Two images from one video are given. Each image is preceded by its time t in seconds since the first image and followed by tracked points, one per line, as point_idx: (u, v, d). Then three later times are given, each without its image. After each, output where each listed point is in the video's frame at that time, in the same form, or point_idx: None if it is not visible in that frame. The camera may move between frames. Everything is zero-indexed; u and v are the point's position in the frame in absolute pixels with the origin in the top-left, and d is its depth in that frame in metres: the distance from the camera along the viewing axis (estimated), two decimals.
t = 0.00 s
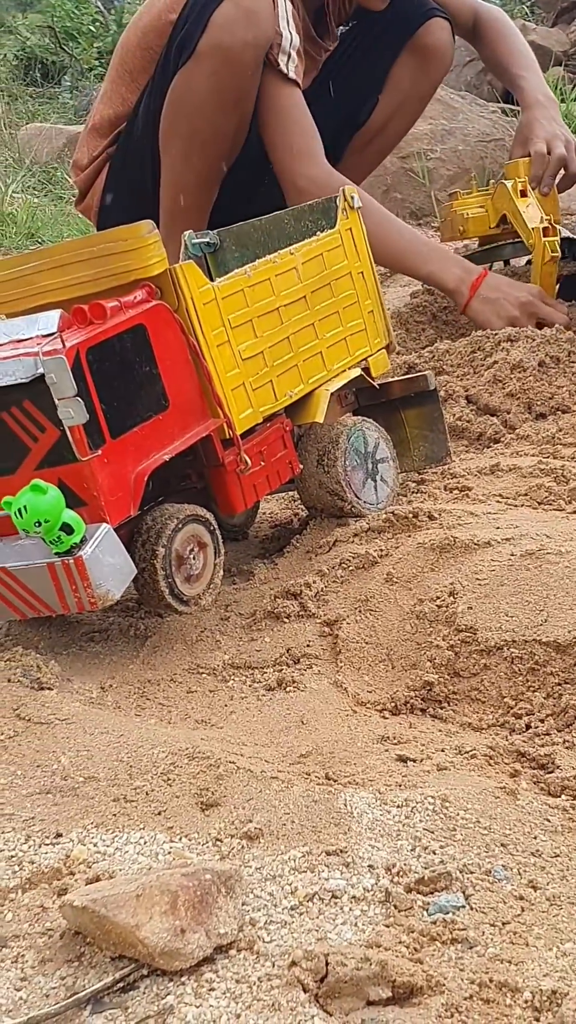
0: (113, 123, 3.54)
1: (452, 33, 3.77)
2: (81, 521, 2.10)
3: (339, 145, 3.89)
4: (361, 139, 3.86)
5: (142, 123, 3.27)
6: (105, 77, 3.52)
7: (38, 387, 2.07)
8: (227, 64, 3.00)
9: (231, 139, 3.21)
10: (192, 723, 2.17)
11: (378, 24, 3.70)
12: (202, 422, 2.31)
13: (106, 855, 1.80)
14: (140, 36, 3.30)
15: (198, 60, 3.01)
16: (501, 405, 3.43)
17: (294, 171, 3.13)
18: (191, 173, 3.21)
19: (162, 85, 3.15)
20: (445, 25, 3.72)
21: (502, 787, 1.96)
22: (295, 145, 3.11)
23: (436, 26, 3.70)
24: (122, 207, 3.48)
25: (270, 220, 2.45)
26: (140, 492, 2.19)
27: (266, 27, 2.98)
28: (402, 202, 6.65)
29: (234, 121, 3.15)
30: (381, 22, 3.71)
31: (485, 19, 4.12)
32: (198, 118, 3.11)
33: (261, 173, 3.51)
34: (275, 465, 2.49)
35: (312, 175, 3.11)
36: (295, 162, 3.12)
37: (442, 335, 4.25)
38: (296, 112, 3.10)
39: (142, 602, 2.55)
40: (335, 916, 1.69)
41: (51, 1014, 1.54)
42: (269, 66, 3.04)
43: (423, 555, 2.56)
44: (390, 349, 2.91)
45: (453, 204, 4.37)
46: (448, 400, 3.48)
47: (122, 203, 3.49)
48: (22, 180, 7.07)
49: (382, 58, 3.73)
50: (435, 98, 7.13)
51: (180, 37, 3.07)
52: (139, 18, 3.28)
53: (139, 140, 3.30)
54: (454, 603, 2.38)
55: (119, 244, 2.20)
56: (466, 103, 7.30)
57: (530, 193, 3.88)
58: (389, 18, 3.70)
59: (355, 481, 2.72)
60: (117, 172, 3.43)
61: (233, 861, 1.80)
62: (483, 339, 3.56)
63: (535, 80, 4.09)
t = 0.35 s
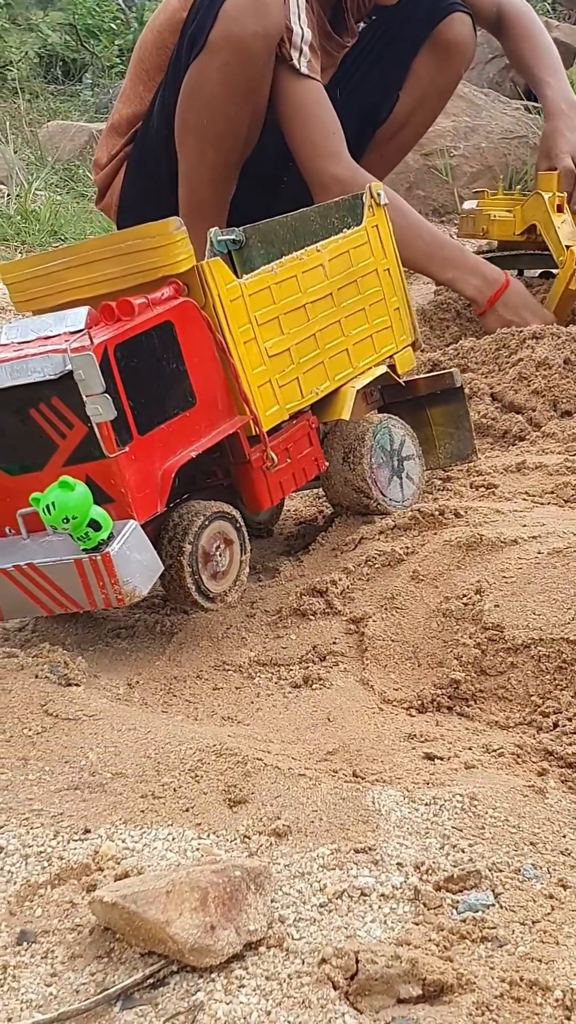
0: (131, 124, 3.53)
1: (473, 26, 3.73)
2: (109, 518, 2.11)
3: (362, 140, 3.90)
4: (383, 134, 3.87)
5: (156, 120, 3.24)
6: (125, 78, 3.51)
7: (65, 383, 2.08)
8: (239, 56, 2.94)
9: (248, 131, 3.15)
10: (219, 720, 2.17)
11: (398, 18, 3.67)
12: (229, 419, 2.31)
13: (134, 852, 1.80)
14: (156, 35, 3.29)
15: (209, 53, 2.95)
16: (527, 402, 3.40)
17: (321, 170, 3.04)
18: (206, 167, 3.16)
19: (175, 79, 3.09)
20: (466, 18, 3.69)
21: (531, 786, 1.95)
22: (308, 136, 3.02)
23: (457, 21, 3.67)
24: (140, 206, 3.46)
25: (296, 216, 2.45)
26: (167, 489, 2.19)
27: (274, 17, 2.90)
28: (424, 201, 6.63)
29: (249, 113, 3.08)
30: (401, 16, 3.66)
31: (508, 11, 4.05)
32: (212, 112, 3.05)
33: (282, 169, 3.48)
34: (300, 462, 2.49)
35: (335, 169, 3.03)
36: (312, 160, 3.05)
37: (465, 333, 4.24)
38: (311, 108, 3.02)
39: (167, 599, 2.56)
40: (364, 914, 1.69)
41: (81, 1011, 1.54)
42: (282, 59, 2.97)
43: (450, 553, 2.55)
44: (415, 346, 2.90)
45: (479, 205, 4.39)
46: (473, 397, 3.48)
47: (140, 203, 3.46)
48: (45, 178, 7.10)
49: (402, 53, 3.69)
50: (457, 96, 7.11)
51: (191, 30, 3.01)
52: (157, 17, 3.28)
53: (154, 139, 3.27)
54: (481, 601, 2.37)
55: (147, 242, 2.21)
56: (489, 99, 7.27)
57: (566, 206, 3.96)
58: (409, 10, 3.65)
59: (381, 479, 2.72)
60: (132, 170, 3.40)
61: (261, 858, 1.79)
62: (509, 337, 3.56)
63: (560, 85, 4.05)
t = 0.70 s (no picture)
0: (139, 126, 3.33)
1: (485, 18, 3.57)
2: (133, 516, 2.11)
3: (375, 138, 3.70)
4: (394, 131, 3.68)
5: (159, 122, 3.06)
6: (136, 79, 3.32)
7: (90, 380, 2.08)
8: (234, 48, 2.72)
9: (250, 123, 2.92)
10: (242, 719, 2.18)
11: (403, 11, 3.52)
12: (252, 417, 2.31)
13: (159, 849, 1.80)
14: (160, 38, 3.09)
15: (203, 46, 2.76)
16: (549, 400, 3.38)
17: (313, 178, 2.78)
18: (213, 163, 2.97)
19: (173, 75, 2.91)
20: (478, 11, 3.53)
21: (556, 786, 1.94)
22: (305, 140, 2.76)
23: (468, 14, 3.51)
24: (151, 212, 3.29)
25: (319, 216, 2.44)
26: (191, 487, 2.19)
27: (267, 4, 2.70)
28: (442, 200, 6.62)
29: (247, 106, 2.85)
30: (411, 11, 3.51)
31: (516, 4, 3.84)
32: (213, 106, 2.85)
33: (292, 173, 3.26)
34: (324, 461, 2.49)
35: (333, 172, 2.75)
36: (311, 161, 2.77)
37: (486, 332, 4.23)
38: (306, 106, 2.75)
39: (190, 598, 2.56)
40: (390, 913, 1.68)
41: (107, 1009, 1.54)
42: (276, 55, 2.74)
43: (473, 553, 2.55)
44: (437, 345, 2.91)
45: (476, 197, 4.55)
46: (495, 396, 3.48)
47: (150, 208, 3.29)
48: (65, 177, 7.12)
49: (411, 46, 3.53)
50: (475, 94, 7.08)
51: (184, 23, 2.83)
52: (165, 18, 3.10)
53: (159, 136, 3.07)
54: (504, 600, 2.36)
55: (171, 241, 2.21)
56: (508, 97, 7.25)
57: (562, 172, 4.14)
58: (417, 9, 3.51)
59: (404, 478, 2.72)
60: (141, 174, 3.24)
61: (287, 856, 1.79)
62: (532, 332, 3.63)
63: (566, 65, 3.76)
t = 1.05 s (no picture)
0: (162, 130, 3.07)
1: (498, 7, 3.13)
2: (157, 515, 2.09)
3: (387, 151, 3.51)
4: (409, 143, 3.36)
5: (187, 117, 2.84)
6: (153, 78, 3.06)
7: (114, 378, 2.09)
8: (266, 48, 2.56)
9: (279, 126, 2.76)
10: (265, 718, 2.18)
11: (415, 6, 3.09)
12: (275, 417, 2.31)
13: (184, 848, 1.80)
14: (178, 38, 2.83)
15: (233, 46, 2.56)
16: (571, 400, 3.37)
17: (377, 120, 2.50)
18: (240, 163, 2.75)
19: (201, 77, 2.72)
20: None
21: None
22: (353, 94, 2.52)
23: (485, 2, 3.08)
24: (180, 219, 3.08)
25: (341, 216, 2.46)
26: (215, 486, 2.19)
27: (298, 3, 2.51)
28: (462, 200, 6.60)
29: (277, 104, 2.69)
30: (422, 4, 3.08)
31: None
32: (242, 108, 2.66)
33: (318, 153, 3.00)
34: (346, 461, 2.49)
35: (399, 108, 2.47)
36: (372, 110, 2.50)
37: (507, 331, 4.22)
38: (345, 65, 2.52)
39: (212, 597, 2.56)
40: (415, 914, 1.67)
41: (133, 1008, 1.53)
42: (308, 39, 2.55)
43: (496, 553, 2.54)
44: (460, 345, 2.92)
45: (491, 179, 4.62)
46: (517, 396, 3.47)
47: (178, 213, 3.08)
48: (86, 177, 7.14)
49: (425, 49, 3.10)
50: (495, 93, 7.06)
51: (214, 20, 2.63)
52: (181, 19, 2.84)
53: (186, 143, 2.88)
54: (528, 601, 2.35)
55: (195, 242, 2.21)
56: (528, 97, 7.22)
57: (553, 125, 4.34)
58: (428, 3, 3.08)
59: (427, 478, 2.72)
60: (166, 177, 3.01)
61: (311, 856, 1.78)
62: (554, 334, 3.76)
63: None
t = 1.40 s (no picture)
0: (189, 132, 3.05)
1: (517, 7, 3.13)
2: (183, 515, 2.09)
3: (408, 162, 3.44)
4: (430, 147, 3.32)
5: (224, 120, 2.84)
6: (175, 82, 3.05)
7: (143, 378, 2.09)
8: (314, 53, 2.58)
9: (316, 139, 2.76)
10: (290, 718, 2.18)
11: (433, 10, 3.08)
12: (300, 417, 2.31)
13: (210, 848, 1.80)
14: (208, 42, 2.85)
15: (280, 51, 2.58)
16: None
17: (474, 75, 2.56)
18: (275, 167, 2.72)
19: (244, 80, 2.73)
20: None
21: None
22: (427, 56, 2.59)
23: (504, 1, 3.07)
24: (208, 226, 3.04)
25: (365, 217, 2.46)
26: (240, 486, 2.19)
27: (347, 15, 2.56)
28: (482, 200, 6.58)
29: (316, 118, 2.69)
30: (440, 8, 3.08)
31: None
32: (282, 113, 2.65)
33: (346, 157, 3.01)
34: (370, 461, 2.49)
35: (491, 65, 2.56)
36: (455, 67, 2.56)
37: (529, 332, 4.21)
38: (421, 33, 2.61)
39: (236, 597, 2.57)
40: (442, 915, 1.65)
41: (160, 1007, 1.52)
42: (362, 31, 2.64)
43: (521, 554, 2.53)
44: (484, 346, 2.92)
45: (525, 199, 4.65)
46: (541, 397, 3.47)
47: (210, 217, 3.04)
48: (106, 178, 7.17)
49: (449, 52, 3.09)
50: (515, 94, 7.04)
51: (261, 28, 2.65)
52: (208, 22, 2.84)
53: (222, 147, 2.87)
54: (553, 602, 2.34)
55: (221, 242, 2.21)
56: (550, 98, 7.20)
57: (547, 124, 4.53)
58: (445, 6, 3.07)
59: (451, 478, 2.72)
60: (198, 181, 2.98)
61: (338, 857, 1.77)
62: None
63: None
